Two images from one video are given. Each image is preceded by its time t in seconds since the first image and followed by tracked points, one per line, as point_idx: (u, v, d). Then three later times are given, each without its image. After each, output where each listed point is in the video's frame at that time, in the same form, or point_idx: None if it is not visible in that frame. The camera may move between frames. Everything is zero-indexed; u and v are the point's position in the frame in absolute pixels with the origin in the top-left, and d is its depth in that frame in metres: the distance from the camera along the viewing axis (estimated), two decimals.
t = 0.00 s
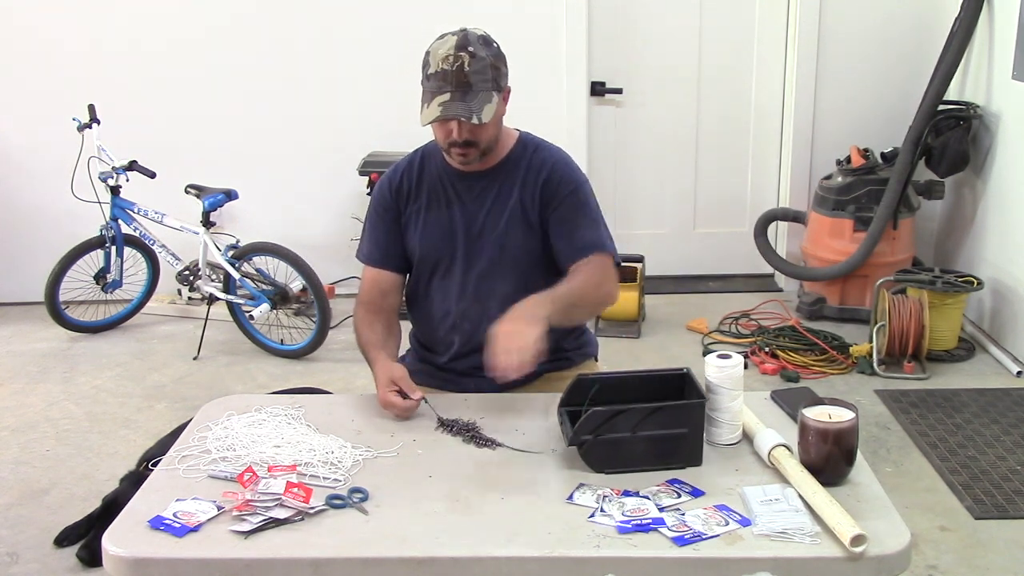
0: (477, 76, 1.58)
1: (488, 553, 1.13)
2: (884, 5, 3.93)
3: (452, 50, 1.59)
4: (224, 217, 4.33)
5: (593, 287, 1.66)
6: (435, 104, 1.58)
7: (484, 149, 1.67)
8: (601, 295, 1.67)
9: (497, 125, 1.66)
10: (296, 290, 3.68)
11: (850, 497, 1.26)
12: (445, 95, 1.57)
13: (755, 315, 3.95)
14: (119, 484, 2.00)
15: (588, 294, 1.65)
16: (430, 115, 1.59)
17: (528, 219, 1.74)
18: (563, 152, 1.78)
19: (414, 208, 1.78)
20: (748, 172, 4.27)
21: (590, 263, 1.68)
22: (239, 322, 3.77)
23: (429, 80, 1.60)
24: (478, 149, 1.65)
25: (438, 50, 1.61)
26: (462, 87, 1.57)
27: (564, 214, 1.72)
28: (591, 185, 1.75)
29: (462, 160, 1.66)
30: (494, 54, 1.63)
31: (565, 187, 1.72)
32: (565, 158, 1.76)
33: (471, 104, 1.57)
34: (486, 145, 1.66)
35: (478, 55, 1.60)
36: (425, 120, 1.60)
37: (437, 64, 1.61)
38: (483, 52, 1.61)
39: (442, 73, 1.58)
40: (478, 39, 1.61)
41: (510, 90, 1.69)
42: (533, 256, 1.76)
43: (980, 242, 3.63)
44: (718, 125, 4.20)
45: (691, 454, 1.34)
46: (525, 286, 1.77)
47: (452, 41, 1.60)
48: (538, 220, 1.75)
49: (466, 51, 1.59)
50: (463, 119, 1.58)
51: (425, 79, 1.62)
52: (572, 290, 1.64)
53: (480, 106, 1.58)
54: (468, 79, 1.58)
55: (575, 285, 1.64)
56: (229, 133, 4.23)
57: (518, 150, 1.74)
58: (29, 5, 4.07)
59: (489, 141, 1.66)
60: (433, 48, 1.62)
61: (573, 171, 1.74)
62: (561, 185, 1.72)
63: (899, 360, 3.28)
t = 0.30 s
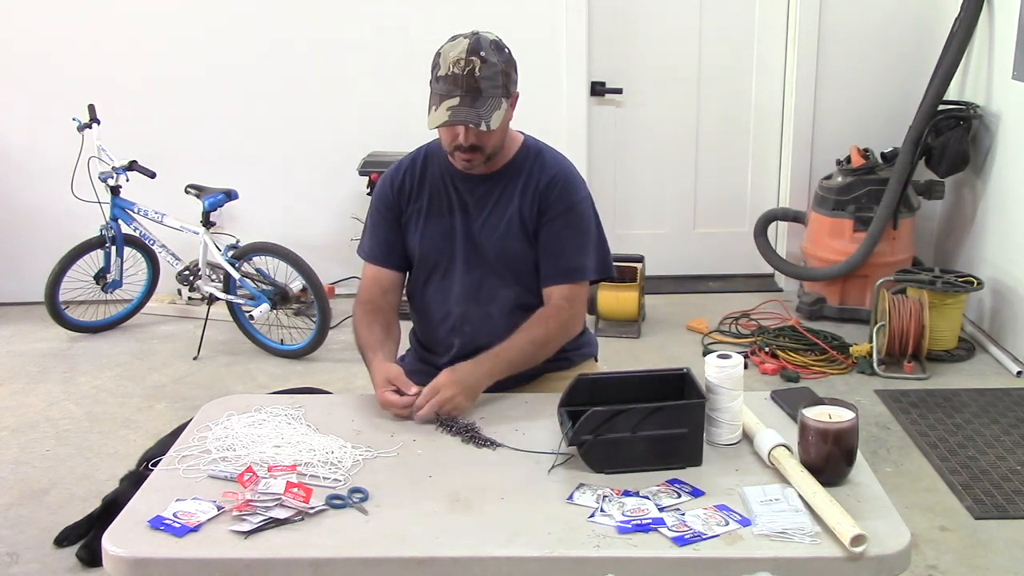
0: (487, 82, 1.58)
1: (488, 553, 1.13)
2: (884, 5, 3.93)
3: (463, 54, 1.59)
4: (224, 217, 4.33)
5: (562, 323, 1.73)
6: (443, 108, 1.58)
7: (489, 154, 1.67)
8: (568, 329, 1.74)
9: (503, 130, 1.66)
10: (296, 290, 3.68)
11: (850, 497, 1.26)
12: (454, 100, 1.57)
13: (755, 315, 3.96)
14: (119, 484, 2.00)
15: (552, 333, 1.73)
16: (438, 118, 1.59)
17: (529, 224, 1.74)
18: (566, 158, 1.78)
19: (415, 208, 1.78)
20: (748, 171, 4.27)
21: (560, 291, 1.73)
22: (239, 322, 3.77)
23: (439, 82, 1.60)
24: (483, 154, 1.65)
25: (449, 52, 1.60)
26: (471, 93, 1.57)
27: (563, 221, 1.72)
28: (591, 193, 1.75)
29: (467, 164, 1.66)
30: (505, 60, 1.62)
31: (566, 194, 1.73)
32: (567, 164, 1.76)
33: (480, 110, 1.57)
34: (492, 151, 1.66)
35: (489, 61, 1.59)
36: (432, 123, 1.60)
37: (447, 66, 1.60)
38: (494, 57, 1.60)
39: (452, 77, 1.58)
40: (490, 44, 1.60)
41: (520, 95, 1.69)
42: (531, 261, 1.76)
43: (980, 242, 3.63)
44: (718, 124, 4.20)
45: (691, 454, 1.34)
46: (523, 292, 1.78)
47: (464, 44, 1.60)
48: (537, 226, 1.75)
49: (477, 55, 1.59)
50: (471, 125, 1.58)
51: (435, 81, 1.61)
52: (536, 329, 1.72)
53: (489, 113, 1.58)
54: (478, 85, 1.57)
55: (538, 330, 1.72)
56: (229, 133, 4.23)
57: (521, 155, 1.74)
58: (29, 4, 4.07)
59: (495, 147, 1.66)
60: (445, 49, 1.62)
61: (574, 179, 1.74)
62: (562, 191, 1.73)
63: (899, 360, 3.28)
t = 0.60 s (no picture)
0: (485, 85, 1.58)
1: (488, 553, 1.13)
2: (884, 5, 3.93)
3: (461, 56, 1.58)
4: (224, 217, 4.33)
5: (563, 321, 1.73)
6: (441, 112, 1.59)
7: (487, 156, 1.67)
8: (569, 329, 1.75)
9: (501, 132, 1.66)
10: (296, 290, 3.68)
11: (850, 497, 1.26)
12: (453, 104, 1.57)
13: (755, 315, 3.96)
14: (119, 484, 2.00)
15: (556, 333, 1.73)
16: (436, 122, 1.59)
17: (528, 223, 1.74)
18: (564, 157, 1.78)
19: (414, 208, 1.78)
20: (748, 171, 4.27)
21: (561, 290, 1.73)
22: (239, 322, 3.77)
23: (437, 86, 1.60)
24: (482, 156, 1.65)
25: (447, 55, 1.60)
26: (470, 96, 1.57)
27: (562, 221, 1.72)
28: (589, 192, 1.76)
29: (466, 166, 1.66)
30: (503, 62, 1.62)
31: (565, 194, 1.73)
32: (565, 163, 1.76)
33: (478, 114, 1.57)
34: (490, 152, 1.66)
35: (487, 63, 1.59)
36: (431, 127, 1.60)
37: (445, 69, 1.60)
38: (492, 60, 1.60)
39: (450, 80, 1.58)
40: (487, 46, 1.60)
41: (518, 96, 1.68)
42: (530, 261, 1.76)
43: (980, 242, 3.63)
44: (718, 125, 4.20)
45: (691, 454, 1.34)
46: (523, 292, 1.78)
47: (461, 46, 1.59)
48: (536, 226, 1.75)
49: (475, 58, 1.58)
50: (470, 128, 1.58)
51: (433, 84, 1.61)
52: (538, 328, 1.72)
53: (487, 116, 1.58)
54: (476, 88, 1.57)
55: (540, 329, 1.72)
56: (229, 133, 4.22)
57: (519, 154, 1.74)
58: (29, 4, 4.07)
59: (494, 148, 1.66)
60: (442, 52, 1.61)
61: (573, 178, 1.74)
62: (561, 191, 1.73)
63: (899, 360, 3.28)
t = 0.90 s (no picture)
0: (482, 84, 1.58)
1: (488, 553, 1.13)
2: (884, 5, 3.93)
3: (457, 56, 1.58)
4: (224, 217, 4.33)
5: (561, 318, 1.73)
6: (438, 112, 1.58)
7: (486, 155, 1.67)
8: (567, 325, 1.74)
9: (499, 131, 1.66)
10: (296, 290, 3.68)
11: (850, 497, 1.26)
12: (450, 104, 1.57)
13: (755, 315, 3.96)
14: (119, 484, 2.00)
15: (553, 330, 1.73)
16: (433, 122, 1.59)
17: (526, 221, 1.74)
18: (562, 155, 1.78)
19: (413, 208, 1.77)
20: (748, 171, 4.27)
21: (559, 286, 1.73)
22: (239, 322, 3.77)
23: (433, 85, 1.60)
24: (480, 155, 1.65)
25: (443, 55, 1.60)
26: (466, 96, 1.57)
27: (560, 219, 1.72)
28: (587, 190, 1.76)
29: (464, 165, 1.67)
30: (499, 61, 1.62)
31: (563, 192, 1.73)
32: (564, 162, 1.76)
33: (475, 113, 1.58)
34: (488, 152, 1.66)
35: (483, 63, 1.59)
36: (428, 127, 1.60)
37: (441, 69, 1.60)
38: (489, 59, 1.60)
39: (446, 80, 1.58)
40: (483, 46, 1.60)
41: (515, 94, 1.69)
42: (529, 259, 1.76)
43: (980, 242, 3.63)
44: (717, 125, 4.20)
45: (691, 454, 1.34)
46: (521, 290, 1.78)
47: (457, 46, 1.59)
48: (534, 224, 1.75)
49: (471, 58, 1.58)
50: (467, 129, 1.58)
51: (429, 84, 1.61)
52: (535, 325, 1.72)
53: (484, 116, 1.58)
54: (473, 88, 1.58)
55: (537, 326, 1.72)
56: (229, 133, 4.22)
57: (517, 153, 1.74)
58: (29, 4, 4.07)
59: (491, 148, 1.66)
60: (438, 52, 1.61)
61: (571, 176, 1.74)
62: (560, 190, 1.73)
63: (899, 360, 3.29)
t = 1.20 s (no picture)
0: (478, 83, 1.58)
1: (488, 553, 1.13)
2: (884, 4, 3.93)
3: (454, 55, 1.58)
4: (224, 217, 4.33)
5: (560, 316, 1.73)
6: (434, 111, 1.58)
7: (483, 155, 1.67)
8: (566, 324, 1.74)
9: (496, 131, 1.66)
10: (296, 290, 3.68)
11: (850, 497, 1.26)
12: (446, 103, 1.57)
13: (755, 315, 3.96)
14: (119, 484, 2.00)
15: (553, 328, 1.73)
16: (430, 121, 1.59)
17: (525, 220, 1.74)
18: (561, 154, 1.78)
19: (412, 207, 1.77)
20: (748, 171, 4.27)
21: (557, 284, 1.73)
22: (239, 322, 3.77)
23: (430, 85, 1.60)
24: (477, 154, 1.65)
25: (439, 55, 1.61)
26: (463, 95, 1.57)
27: (559, 218, 1.72)
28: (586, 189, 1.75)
29: (462, 165, 1.66)
30: (496, 61, 1.62)
31: (561, 191, 1.73)
32: (562, 161, 1.76)
33: (471, 112, 1.57)
34: (486, 151, 1.66)
35: (480, 62, 1.59)
36: (425, 127, 1.60)
37: (438, 69, 1.60)
38: (485, 58, 1.60)
39: (442, 80, 1.58)
40: (479, 45, 1.60)
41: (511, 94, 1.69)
42: (528, 258, 1.76)
43: (980, 242, 3.63)
44: (718, 125, 4.20)
45: (691, 454, 1.34)
46: (520, 289, 1.78)
47: (453, 45, 1.59)
48: (533, 223, 1.75)
49: (467, 57, 1.59)
50: (463, 127, 1.58)
51: (426, 84, 1.61)
52: (534, 323, 1.72)
53: (480, 114, 1.58)
54: (469, 87, 1.58)
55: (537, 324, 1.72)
56: (229, 133, 4.22)
57: (515, 152, 1.74)
58: (29, 4, 4.07)
59: (489, 147, 1.66)
60: (434, 53, 1.61)
61: (569, 175, 1.74)
62: (558, 190, 1.73)
63: (899, 360, 3.29)
